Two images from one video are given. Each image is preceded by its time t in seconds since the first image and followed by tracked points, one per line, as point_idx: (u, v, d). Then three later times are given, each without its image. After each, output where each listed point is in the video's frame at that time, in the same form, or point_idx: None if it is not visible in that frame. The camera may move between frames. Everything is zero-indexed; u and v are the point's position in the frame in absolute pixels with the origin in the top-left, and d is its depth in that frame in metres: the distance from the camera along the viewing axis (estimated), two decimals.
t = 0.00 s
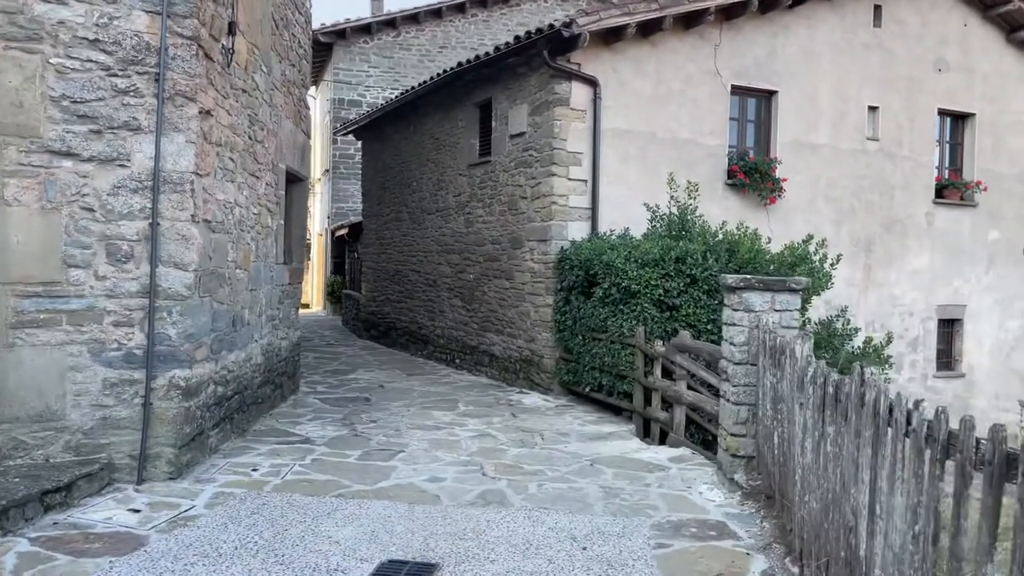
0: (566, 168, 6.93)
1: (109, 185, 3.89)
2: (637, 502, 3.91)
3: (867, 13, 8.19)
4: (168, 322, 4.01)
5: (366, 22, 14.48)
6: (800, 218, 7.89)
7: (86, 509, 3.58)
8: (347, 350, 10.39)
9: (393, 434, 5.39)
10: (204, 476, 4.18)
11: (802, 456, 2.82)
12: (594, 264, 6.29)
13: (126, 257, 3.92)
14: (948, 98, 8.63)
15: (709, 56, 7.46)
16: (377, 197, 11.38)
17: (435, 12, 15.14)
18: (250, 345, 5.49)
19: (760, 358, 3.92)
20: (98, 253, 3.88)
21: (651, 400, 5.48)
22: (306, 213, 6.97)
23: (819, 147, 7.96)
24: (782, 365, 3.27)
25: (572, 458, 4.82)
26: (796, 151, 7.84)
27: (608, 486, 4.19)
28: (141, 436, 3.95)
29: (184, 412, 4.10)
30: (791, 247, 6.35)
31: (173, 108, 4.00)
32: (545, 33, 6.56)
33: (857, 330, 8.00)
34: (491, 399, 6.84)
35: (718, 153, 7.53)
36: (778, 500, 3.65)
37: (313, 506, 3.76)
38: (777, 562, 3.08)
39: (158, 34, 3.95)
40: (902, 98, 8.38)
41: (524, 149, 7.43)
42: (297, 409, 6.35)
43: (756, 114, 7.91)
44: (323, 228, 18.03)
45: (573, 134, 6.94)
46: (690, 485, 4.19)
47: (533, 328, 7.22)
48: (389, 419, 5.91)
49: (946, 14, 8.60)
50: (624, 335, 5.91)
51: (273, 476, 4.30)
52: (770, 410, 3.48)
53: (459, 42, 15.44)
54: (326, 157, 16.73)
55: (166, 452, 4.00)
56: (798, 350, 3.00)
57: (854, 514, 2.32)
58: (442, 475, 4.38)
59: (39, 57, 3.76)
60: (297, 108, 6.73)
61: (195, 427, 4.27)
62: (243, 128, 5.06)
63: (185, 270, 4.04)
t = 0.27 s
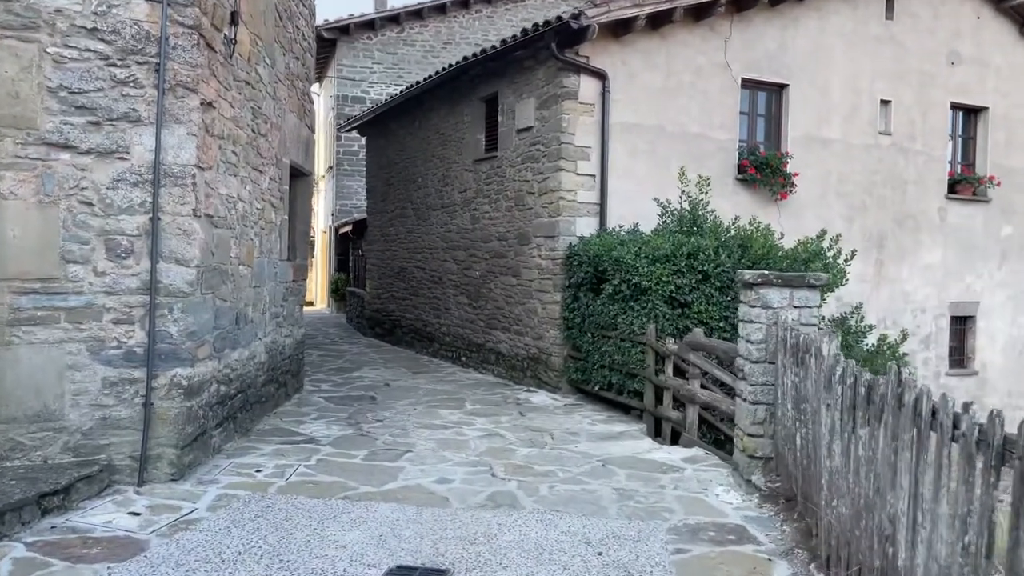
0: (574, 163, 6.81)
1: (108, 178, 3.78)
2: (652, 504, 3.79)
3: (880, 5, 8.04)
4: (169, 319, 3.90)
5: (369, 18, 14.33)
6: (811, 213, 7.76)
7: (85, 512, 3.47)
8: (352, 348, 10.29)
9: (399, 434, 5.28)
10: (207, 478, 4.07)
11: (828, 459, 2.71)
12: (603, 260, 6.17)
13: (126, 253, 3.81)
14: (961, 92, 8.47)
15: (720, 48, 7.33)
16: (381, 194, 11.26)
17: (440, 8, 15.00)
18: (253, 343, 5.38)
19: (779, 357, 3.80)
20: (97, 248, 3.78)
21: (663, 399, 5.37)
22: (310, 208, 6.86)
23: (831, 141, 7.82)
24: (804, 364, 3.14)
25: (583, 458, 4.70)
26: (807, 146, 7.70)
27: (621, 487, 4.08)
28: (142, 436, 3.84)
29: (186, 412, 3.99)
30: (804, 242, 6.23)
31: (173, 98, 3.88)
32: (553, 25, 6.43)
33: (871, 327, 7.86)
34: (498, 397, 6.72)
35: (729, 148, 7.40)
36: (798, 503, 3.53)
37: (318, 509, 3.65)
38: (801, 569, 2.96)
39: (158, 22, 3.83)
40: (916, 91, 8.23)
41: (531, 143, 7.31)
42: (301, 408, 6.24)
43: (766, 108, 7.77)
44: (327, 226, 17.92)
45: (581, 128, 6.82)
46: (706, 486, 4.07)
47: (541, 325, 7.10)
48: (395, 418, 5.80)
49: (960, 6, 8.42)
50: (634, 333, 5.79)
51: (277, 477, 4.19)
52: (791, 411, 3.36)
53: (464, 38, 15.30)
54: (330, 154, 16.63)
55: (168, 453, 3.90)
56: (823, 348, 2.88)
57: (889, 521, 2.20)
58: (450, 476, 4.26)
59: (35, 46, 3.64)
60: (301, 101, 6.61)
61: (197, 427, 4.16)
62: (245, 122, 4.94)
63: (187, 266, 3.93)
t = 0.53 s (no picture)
0: (582, 160, 6.67)
1: (102, 174, 3.65)
2: (666, 514, 3.65)
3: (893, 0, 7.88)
4: (166, 321, 3.77)
5: (372, 17, 14.18)
6: (823, 212, 7.60)
7: (77, 521, 3.34)
8: (355, 349, 10.16)
9: (403, 438, 5.14)
10: (204, 485, 3.94)
11: (857, 470, 2.55)
12: (611, 260, 6.03)
13: (121, 252, 3.68)
14: (975, 89, 8.29)
15: (730, 44, 7.18)
16: (384, 193, 11.13)
17: (443, 6, 14.86)
18: (253, 345, 5.24)
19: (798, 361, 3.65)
20: (90, 246, 3.64)
21: (673, 402, 5.22)
22: (312, 207, 6.72)
23: (843, 139, 7.66)
24: (829, 369, 2.99)
25: (592, 464, 4.55)
26: (819, 144, 7.54)
27: (634, 495, 3.93)
28: (137, 442, 3.71)
29: (183, 417, 3.85)
30: (818, 242, 6.07)
31: (170, 92, 3.75)
32: (561, 20, 6.29)
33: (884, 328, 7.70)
34: (504, 400, 6.58)
35: (739, 146, 7.25)
36: (820, 513, 3.38)
37: (319, 518, 3.51)
38: None
39: (154, 13, 3.69)
40: (930, 88, 8.06)
41: (537, 141, 7.17)
42: (303, 411, 6.11)
43: (777, 105, 7.61)
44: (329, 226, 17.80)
45: (589, 125, 6.68)
46: (722, 495, 3.91)
47: (547, 327, 6.96)
48: (399, 422, 5.66)
49: (974, 1, 8.24)
50: (644, 335, 5.64)
51: (277, 485, 4.05)
52: (813, 418, 3.20)
53: (468, 36, 15.15)
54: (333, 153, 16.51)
55: (164, 460, 3.76)
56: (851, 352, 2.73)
57: (930, 539, 2.06)
58: (456, 484, 4.12)
59: (26, 36, 3.51)
60: (303, 98, 6.47)
61: (195, 432, 4.03)
62: (245, 118, 4.80)
63: (183, 266, 3.80)
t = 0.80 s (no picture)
0: (587, 161, 6.52)
1: (91, 174, 3.51)
2: (679, 529, 3.49)
3: None
4: (158, 327, 3.62)
5: (372, 17, 14.05)
6: (832, 214, 7.45)
7: (63, 537, 3.20)
8: (355, 353, 10.01)
9: (404, 447, 4.99)
10: (197, 498, 3.79)
11: (887, 488, 2.40)
12: (618, 263, 5.88)
13: (110, 255, 3.54)
14: (986, 88, 8.13)
15: (738, 42, 7.03)
16: (385, 194, 10.98)
17: (444, 7, 14.72)
18: (250, 350, 5.10)
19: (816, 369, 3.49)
20: (78, 249, 3.50)
21: (683, 410, 5.07)
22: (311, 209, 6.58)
23: (852, 139, 7.51)
24: (852, 379, 2.84)
25: (600, 475, 4.39)
26: (828, 144, 7.40)
27: (644, 508, 3.78)
28: (127, 454, 3.56)
29: (176, 427, 3.71)
30: (830, 245, 5.92)
31: (162, 89, 3.61)
32: (566, 18, 6.15)
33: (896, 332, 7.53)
34: (507, 406, 6.42)
35: (747, 146, 7.10)
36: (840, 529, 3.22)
37: (317, 534, 3.36)
38: None
39: (145, 6, 3.55)
40: (940, 87, 7.91)
41: (541, 141, 7.03)
42: (301, 419, 5.96)
43: (785, 105, 7.47)
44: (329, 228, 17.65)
45: (594, 125, 6.53)
46: (736, 508, 3.75)
47: (551, 331, 6.81)
48: (399, 429, 5.51)
49: None
50: (652, 340, 5.49)
51: (273, 497, 3.90)
52: (834, 429, 3.05)
53: (469, 37, 15.01)
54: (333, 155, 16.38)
55: (156, 472, 3.62)
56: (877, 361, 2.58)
57: (974, 566, 1.91)
58: (459, 495, 3.96)
59: (12, 31, 3.38)
60: (301, 97, 6.33)
61: (188, 443, 3.88)
62: (241, 116, 4.66)
63: (176, 270, 3.65)
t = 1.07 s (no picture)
0: (587, 159, 6.41)
1: (76, 170, 3.39)
2: (687, 537, 3.37)
3: None
4: (146, 329, 3.48)
5: (367, 16, 13.91)
6: (834, 213, 7.35)
7: (47, 547, 3.08)
8: (349, 355, 9.87)
9: (401, 452, 4.85)
10: (187, 507, 3.66)
11: (913, 498, 2.28)
12: (618, 263, 5.76)
13: (96, 254, 3.41)
14: (987, 87, 8.05)
15: (739, 39, 6.93)
16: (380, 194, 10.85)
17: (439, 6, 14.59)
18: (243, 353, 4.96)
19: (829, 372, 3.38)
20: (62, 248, 3.38)
21: (686, 413, 4.95)
22: (306, 209, 6.45)
23: (854, 138, 7.42)
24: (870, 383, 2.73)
25: (603, 480, 4.27)
26: (830, 143, 7.30)
27: (650, 515, 3.66)
28: (114, 461, 3.43)
29: (165, 433, 3.57)
30: (835, 245, 5.82)
31: (150, 82, 3.47)
32: (565, 13, 6.03)
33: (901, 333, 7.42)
34: (505, 410, 6.30)
35: (748, 144, 6.99)
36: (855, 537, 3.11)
37: (312, 544, 3.23)
38: None
39: None
40: (942, 86, 7.82)
41: (539, 140, 6.91)
42: (296, 423, 5.82)
43: (786, 103, 7.36)
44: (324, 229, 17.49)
45: (594, 123, 6.42)
46: (746, 515, 3.62)
47: (550, 333, 6.69)
48: (396, 434, 5.37)
49: None
50: (654, 341, 5.37)
51: (266, 505, 3.77)
52: (849, 434, 2.94)
53: (465, 37, 14.88)
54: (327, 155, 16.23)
55: (145, 480, 3.48)
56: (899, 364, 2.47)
57: None
58: (459, 503, 3.84)
59: None
60: (295, 94, 6.20)
61: (177, 449, 3.75)
62: (232, 112, 4.52)
63: (166, 270, 3.52)
